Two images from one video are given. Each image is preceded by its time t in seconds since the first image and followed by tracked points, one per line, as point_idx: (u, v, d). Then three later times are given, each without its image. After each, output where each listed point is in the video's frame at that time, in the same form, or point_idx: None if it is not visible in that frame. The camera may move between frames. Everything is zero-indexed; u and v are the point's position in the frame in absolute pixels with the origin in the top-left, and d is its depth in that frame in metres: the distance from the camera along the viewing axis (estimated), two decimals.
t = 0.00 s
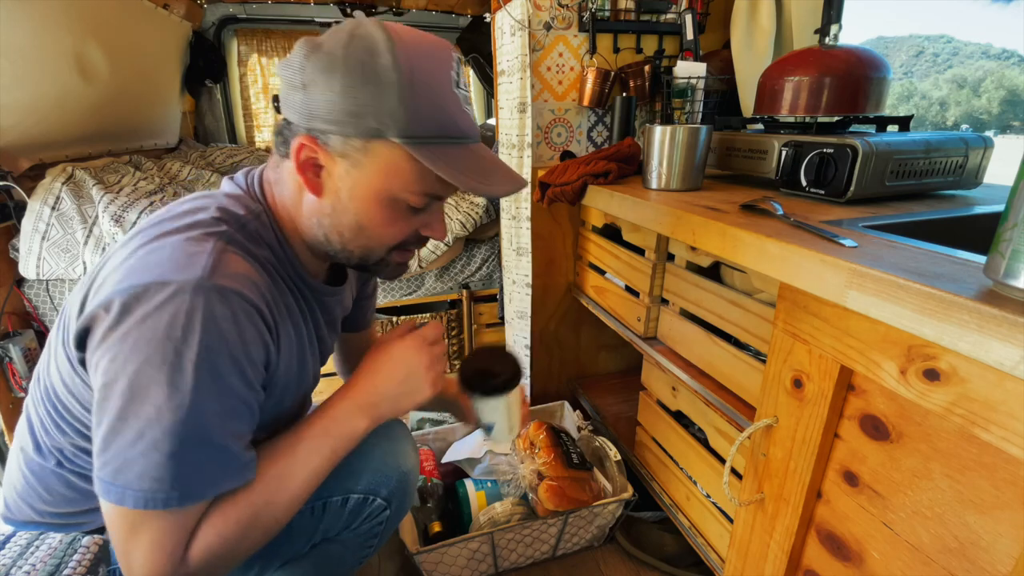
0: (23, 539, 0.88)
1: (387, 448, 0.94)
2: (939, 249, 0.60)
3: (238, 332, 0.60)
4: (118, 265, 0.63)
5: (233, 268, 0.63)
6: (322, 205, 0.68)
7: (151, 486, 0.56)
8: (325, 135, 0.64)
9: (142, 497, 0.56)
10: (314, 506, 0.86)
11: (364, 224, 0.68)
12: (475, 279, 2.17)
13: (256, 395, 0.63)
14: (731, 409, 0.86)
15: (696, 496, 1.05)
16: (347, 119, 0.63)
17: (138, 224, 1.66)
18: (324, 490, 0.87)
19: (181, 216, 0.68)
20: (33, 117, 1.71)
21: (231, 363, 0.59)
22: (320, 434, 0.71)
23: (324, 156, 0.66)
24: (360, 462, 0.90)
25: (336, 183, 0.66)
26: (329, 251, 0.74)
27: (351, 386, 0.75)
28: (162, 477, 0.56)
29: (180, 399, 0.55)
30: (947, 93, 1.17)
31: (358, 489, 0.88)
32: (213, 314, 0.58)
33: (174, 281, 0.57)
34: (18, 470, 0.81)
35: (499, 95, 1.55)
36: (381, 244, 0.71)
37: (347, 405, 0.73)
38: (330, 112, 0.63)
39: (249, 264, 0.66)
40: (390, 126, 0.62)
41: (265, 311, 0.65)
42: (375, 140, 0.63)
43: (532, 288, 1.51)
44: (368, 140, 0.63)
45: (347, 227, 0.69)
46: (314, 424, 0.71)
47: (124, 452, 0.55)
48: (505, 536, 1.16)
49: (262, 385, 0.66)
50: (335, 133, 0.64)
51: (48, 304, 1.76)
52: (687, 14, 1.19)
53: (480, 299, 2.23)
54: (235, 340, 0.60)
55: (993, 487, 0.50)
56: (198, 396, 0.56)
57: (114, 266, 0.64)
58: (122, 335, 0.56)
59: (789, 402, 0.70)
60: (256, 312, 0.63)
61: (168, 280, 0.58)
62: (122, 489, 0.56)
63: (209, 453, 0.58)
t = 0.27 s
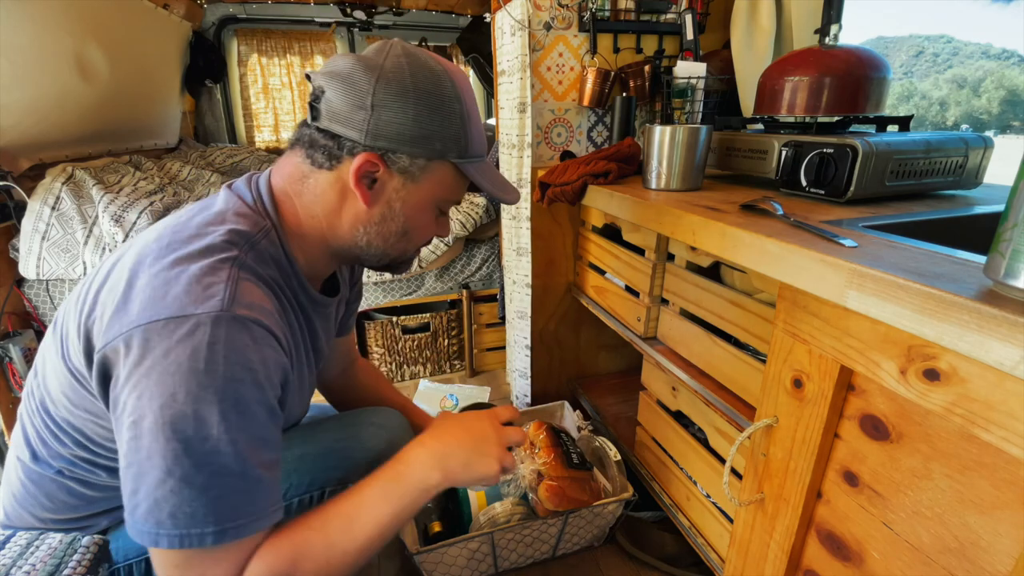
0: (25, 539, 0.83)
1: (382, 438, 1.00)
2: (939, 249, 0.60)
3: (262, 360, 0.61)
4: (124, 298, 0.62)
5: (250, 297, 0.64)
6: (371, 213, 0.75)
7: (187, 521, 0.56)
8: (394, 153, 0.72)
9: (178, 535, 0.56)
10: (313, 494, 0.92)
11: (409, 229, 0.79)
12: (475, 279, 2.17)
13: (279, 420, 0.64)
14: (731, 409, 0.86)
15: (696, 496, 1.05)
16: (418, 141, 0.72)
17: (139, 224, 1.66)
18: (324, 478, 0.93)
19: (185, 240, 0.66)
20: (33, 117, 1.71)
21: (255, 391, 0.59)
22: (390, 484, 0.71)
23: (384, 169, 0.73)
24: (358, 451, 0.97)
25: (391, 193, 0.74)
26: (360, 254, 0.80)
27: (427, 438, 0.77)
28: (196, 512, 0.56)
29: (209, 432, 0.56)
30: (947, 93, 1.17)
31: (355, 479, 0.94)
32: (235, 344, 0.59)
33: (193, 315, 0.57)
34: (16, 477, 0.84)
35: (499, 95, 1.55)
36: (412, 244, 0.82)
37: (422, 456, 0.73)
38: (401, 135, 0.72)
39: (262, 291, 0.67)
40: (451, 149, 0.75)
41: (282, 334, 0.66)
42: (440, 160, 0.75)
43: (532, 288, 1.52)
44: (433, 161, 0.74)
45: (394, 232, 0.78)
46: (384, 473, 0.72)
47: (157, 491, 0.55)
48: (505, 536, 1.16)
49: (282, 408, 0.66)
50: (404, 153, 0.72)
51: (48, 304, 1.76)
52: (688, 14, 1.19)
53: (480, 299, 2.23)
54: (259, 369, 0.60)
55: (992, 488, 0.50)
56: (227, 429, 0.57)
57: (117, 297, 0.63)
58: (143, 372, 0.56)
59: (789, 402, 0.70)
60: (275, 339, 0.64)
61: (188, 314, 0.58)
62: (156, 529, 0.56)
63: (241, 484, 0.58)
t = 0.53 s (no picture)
0: (24, 539, 0.82)
1: (383, 441, 0.95)
2: (939, 249, 0.60)
3: (301, 357, 0.62)
4: (158, 324, 0.61)
5: (283, 303, 0.65)
6: (376, 210, 0.78)
7: (287, 516, 0.58)
8: (402, 152, 0.76)
9: (282, 532, 0.57)
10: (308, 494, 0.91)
11: (412, 226, 0.83)
12: (474, 279, 2.17)
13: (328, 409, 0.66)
14: (731, 409, 0.86)
15: (696, 496, 1.05)
16: (424, 141, 0.76)
17: (139, 224, 1.66)
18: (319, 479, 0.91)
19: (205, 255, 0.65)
20: (33, 117, 1.70)
21: (305, 387, 0.61)
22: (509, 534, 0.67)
23: (390, 167, 0.76)
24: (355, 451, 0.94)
25: (396, 190, 0.78)
26: (362, 250, 0.83)
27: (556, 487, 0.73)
28: (296, 504, 0.58)
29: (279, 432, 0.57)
30: (947, 93, 1.17)
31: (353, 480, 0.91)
32: (280, 347, 0.60)
33: (234, 330, 0.58)
34: (15, 476, 0.85)
35: (499, 95, 1.55)
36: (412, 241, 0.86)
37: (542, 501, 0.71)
38: (409, 135, 0.75)
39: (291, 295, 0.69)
40: (452, 148, 0.80)
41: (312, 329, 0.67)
42: (443, 158, 0.79)
43: (532, 288, 1.52)
44: (438, 159, 0.79)
45: (397, 229, 0.81)
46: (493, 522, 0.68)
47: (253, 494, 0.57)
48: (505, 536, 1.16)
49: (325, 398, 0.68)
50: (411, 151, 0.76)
51: (48, 304, 1.76)
52: (688, 14, 1.19)
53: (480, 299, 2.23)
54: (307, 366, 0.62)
55: (993, 488, 0.50)
56: (293, 423, 0.58)
57: (145, 324, 0.62)
58: (200, 392, 0.56)
59: (789, 402, 0.70)
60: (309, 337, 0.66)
61: (231, 329, 0.58)
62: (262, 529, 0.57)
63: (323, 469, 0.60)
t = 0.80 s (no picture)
0: (24, 538, 0.84)
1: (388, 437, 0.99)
2: (939, 249, 0.60)
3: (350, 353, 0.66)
4: (216, 342, 0.63)
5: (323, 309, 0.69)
6: (386, 215, 0.80)
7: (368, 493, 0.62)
8: (410, 159, 0.77)
9: (362, 510, 0.62)
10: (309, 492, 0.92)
11: (420, 229, 0.85)
12: (474, 279, 2.17)
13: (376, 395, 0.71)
14: (731, 409, 0.86)
15: (696, 496, 1.05)
16: (433, 149, 0.78)
17: (139, 224, 1.66)
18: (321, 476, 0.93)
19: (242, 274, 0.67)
20: (33, 117, 1.70)
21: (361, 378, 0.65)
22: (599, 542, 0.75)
23: (400, 174, 0.78)
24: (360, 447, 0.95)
25: (406, 195, 0.80)
26: (373, 253, 0.85)
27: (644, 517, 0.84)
28: (374, 480, 0.62)
29: (345, 422, 0.61)
30: (947, 93, 1.17)
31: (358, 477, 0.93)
32: (335, 348, 0.64)
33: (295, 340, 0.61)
34: (17, 476, 0.84)
35: (499, 95, 1.54)
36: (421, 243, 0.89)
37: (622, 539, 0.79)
38: (418, 143, 0.77)
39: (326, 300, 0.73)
40: (460, 155, 0.82)
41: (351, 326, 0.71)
42: (450, 165, 0.81)
43: (532, 288, 1.51)
44: (445, 165, 0.81)
45: (407, 233, 0.84)
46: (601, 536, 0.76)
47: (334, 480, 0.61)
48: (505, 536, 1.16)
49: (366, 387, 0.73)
50: (420, 158, 0.78)
51: (49, 304, 1.76)
52: (688, 14, 1.19)
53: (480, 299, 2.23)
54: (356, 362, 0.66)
55: (992, 487, 0.50)
56: (357, 410, 0.63)
57: (197, 344, 0.64)
58: (270, 401, 0.60)
59: (789, 402, 0.70)
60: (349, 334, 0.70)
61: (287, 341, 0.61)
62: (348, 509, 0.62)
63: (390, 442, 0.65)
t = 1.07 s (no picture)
0: (24, 539, 0.89)
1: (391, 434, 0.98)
2: (939, 249, 0.60)
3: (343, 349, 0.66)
4: (212, 324, 0.63)
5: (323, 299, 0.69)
6: (396, 204, 0.80)
7: (337, 496, 0.61)
8: (420, 151, 0.79)
9: (334, 511, 0.61)
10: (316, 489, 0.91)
11: (425, 218, 0.86)
12: (475, 279, 2.17)
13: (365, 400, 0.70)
14: (731, 409, 0.86)
15: (696, 496, 1.05)
16: (440, 141, 0.79)
17: (139, 224, 1.66)
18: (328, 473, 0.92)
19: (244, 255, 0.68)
20: (33, 117, 1.71)
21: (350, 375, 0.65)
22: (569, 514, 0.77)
23: (410, 165, 0.79)
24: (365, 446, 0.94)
25: (414, 185, 0.81)
26: (380, 242, 0.85)
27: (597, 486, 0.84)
28: (346, 483, 0.61)
29: (329, 417, 0.61)
30: (947, 93, 1.17)
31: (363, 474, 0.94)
32: (327, 339, 0.64)
33: (286, 328, 0.61)
34: (20, 473, 0.84)
35: (499, 95, 1.54)
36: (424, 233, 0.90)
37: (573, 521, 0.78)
38: (427, 134, 0.78)
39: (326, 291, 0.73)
40: (463, 148, 0.83)
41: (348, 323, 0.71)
42: (454, 157, 0.83)
43: (532, 288, 1.51)
44: (450, 157, 0.83)
45: (413, 221, 0.85)
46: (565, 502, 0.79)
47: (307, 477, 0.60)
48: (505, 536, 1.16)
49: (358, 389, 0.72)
50: (428, 150, 0.79)
51: (49, 304, 1.76)
52: (688, 14, 1.19)
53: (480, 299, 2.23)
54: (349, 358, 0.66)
55: (992, 487, 0.50)
56: (341, 408, 0.62)
57: (195, 324, 0.64)
58: (260, 385, 0.60)
59: (789, 402, 0.70)
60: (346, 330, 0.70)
61: (285, 326, 0.62)
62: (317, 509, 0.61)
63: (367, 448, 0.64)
